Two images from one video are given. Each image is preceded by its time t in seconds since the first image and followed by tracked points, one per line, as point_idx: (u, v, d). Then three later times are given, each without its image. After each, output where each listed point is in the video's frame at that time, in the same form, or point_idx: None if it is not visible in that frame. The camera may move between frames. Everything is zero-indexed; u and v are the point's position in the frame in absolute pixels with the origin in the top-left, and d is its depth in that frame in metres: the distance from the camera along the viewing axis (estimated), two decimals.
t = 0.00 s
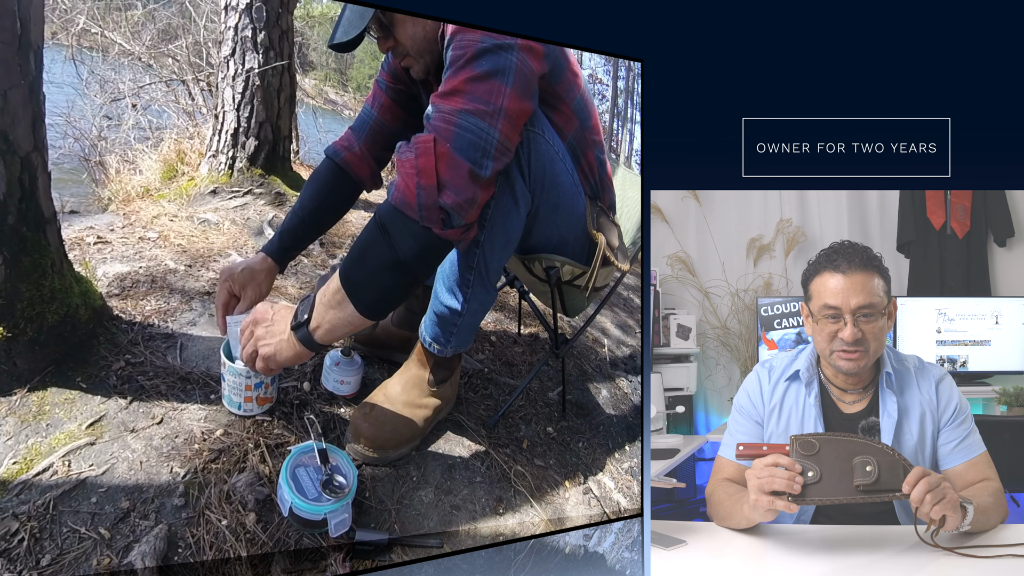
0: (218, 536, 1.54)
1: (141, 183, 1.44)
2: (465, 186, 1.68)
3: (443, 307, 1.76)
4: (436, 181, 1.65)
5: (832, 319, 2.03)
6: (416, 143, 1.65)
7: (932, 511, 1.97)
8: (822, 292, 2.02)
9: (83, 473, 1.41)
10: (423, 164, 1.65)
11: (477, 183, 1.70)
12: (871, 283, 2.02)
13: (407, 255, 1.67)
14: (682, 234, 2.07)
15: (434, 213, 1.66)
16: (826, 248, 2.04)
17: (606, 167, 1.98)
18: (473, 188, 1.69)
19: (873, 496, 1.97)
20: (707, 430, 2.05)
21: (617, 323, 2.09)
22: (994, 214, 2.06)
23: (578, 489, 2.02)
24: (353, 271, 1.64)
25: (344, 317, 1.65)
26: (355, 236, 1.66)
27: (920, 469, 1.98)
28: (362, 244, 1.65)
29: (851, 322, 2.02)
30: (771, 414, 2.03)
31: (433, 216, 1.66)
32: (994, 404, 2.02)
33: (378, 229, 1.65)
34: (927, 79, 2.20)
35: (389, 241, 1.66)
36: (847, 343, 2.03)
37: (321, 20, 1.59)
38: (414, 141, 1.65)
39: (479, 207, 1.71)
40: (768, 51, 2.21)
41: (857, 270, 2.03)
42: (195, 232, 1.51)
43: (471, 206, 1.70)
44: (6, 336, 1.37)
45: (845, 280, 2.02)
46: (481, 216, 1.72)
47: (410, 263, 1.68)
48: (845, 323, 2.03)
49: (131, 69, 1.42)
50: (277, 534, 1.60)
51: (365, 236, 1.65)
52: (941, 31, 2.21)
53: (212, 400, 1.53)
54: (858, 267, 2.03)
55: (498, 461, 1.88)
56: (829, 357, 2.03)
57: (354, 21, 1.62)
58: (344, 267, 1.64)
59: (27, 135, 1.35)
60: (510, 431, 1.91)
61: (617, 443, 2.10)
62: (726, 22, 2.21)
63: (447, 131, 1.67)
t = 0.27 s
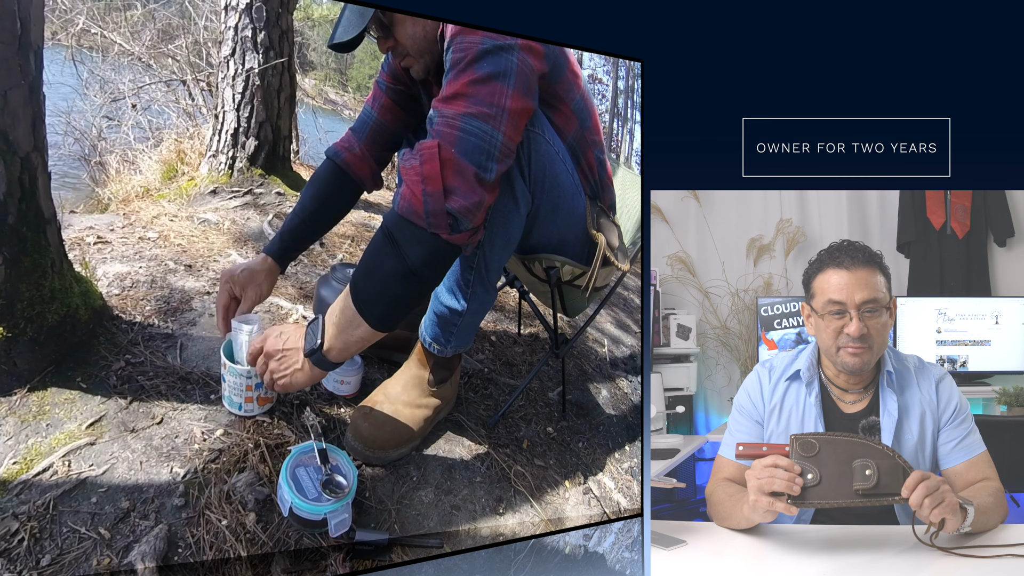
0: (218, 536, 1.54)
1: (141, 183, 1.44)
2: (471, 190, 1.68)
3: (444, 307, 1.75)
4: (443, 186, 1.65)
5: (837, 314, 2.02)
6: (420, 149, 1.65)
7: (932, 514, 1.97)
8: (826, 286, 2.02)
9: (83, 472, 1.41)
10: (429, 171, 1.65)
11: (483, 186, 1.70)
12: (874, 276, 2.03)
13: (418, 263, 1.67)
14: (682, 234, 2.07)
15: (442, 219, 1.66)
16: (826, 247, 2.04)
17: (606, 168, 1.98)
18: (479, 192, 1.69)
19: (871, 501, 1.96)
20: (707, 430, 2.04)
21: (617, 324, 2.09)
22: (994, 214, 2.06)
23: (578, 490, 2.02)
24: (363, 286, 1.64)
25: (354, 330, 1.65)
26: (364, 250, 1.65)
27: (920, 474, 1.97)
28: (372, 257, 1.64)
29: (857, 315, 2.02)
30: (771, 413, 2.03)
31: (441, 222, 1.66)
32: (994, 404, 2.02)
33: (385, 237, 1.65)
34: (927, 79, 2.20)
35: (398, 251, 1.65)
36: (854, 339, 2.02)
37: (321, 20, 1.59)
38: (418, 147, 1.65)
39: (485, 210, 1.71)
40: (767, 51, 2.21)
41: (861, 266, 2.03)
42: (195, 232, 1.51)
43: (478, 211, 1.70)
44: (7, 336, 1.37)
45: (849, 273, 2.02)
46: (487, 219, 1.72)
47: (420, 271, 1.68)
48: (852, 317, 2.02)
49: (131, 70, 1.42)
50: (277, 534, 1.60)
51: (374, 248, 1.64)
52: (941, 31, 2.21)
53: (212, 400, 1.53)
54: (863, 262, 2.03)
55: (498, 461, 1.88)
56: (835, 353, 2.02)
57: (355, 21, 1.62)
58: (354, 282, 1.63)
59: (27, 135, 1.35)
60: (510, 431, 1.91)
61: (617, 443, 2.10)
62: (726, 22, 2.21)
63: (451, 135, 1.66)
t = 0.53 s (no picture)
0: (218, 536, 1.54)
1: (141, 183, 1.44)
2: (472, 191, 1.71)
3: (444, 307, 1.77)
4: (443, 187, 1.68)
5: (838, 315, 2.02)
6: (421, 149, 1.67)
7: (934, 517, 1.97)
8: (826, 287, 2.02)
9: (83, 473, 1.41)
10: (430, 171, 1.68)
11: (482, 187, 1.72)
12: (875, 277, 2.03)
13: (414, 262, 1.71)
14: (682, 234, 2.07)
15: (442, 220, 1.70)
16: (826, 248, 2.04)
17: (606, 169, 1.97)
18: (479, 193, 1.72)
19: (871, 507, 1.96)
20: (707, 430, 2.05)
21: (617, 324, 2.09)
22: (994, 214, 2.06)
23: (578, 490, 2.02)
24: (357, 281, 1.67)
25: (347, 324, 1.67)
26: (359, 245, 1.67)
27: (920, 479, 1.97)
28: (368, 253, 1.67)
29: (858, 315, 2.02)
30: (771, 413, 2.03)
31: (441, 222, 1.70)
32: (994, 404, 2.02)
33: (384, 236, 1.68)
34: (926, 79, 2.20)
35: (395, 249, 1.69)
36: (856, 338, 2.02)
37: (321, 20, 1.59)
38: (419, 146, 1.67)
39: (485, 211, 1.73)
40: (767, 51, 2.21)
41: (861, 266, 2.03)
42: (195, 232, 1.51)
43: (477, 212, 1.72)
44: (6, 336, 1.37)
45: (851, 273, 2.02)
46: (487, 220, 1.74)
47: (416, 270, 1.72)
48: (854, 317, 2.02)
49: (131, 70, 1.42)
50: (277, 534, 1.60)
51: (370, 244, 1.67)
52: (940, 32, 2.21)
53: (212, 400, 1.53)
54: (863, 262, 2.03)
55: (498, 461, 1.88)
56: (837, 355, 2.02)
57: (354, 21, 1.62)
58: (349, 277, 1.66)
59: (27, 135, 1.35)
60: (510, 431, 1.91)
61: (617, 443, 2.10)
62: (726, 22, 2.21)
63: (452, 136, 1.69)
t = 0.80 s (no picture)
0: (218, 536, 1.54)
1: (141, 183, 1.44)
2: (462, 185, 1.69)
3: (444, 307, 1.78)
4: (433, 174, 1.67)
5: (836, 316, 2.02)
6: (415, 133, 1.66)
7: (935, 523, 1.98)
8: (825, 288, 2.02)
9: (83, 473, 1.41)
10: (421, 156, 1.66)
11: (474, 182, 1.71)
12: (873, 277, 2.03)
13: (397, 246, 1.67)
14: (682, 234, 2.07)
15: (427, 207, 1.67)
16: (826, 248, 2.04)
17: (606, 170, 1.97)
18: (469, 188, 1.70)
19: (870, 517, 1.97)
20: (707, 429, 2.04)
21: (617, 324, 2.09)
22: (994, 214, 2.06)
23: (578, 490, 2.02)
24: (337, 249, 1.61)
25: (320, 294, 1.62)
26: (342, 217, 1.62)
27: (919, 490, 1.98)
28: (349, 225, 1.62)
29: (856, 317, 2.02)
30: (771, 413, 2.03)
31: (426, 209, 1.67)
32: (994, 404, 2.02)
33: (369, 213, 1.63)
34: (926, 79, 2.20)
35: (378, 228, 1.64)
36: (853, 339, 2.02)
37: (321, 20, 1.59)
38: (412, 131, 1.66)
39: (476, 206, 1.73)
40: (767, 51, 2.21)
41: (860, 268, 2.03)
42: (195, 232, 1.51)
43: (465, 206, 1.71)
44: (7, 336, 1.37)
45: (848, 274, 2.02)
46: (473, 215, 1.73)
47: (398, 253, 1.67)
48: (851, 318, 2.03)
49: (131, 70, 1.42)
50: (277, 534, 1.60)
51: (354, 218, 1.62)
52: (940, 32, 2.21)
53: (212, 400, 1.53)
54: (862, 263, 2.03)
55: (498, 461, 1.88)
56: (834, 353, 2.03)
57: (354, 20, 1.62)
58: (329, 243, 1.61)
59: (28, 135, 1.35)
60: (510, 431, 1.91)
61: (617, 443, 2.10)
62: (726, 22, 2.21)
63: (447, 127, 1.68)
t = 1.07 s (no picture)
0: (218, 536, 1.54)
1: (141, 183, 1.44)
2: (459, 184, 1.69)
3: (443, 307, 1.78)
4: (431, 173, 1.67)
5: (835, 311, 2.02)
6: (413, 132, 1.66)
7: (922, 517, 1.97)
8: (826, 285, 2.02)
9: (83, 473, 1.41)
10: (419, 154, 1.66)
11: (472, 181, 1.71)
12: (873, 277, 2.03)
13: (394, 243, 1.67)
14: (681, 234, 2.07)
15: (425, 205, 1.67)
16: (826, 248, 2.04)
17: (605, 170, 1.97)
18: (467, 187, 1.70)
19: (847, 518, 1.97)
20: (707, 430, 2.05)
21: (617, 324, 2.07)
22: (994, 214, 2.05)
23: (578, 490, 2.02)
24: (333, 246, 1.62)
25: (317, 290, 1.62)
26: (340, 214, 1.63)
27: (915, 481, 1.96)
28: (347, 224, 1.63)
29: (853, 312, 2.02)
30: (772, 413, 2.03)
31: (424, 207, 1.67)
32: (994, 404, 2.02)
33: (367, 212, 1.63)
34: (926, 80, 2.20)
35: (375, 224, 1.64)
36: (853, 339, 2.02)
37: (321, 20, 1.59)
38: (411, 129, 1.66)
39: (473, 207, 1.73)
40: (767, 52, 2.21)
41: (860, 265, 2.03)
42: (195, 232, 1.51)
43: (463, 204, 1.71)
44: (6, 336, 1.37)
45: (848, 271, 2.03)
46: (471, 214, 1.73)
47: (394, 250, 1.67)
48: (850, 313, 2.02)
49: (130, 70, 1.42)
50: (277, 534, 1.60)
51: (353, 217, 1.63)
52: (940, 32, 2.21)
53: (212, 400, 1.53)
54: (862, 261, 2.03)
55: (498, 461, 1.88)
56: (834, 351, 2.02)
57: (356, 21, 1.63)
58: (326, 241, 1.62)
59: (27, 135, 1.34)
60: (510, 431, 1.91)
61: (617, 444, 2.09)
62: (726, 22, 2.21)
63: (445, 126, 1.68)
